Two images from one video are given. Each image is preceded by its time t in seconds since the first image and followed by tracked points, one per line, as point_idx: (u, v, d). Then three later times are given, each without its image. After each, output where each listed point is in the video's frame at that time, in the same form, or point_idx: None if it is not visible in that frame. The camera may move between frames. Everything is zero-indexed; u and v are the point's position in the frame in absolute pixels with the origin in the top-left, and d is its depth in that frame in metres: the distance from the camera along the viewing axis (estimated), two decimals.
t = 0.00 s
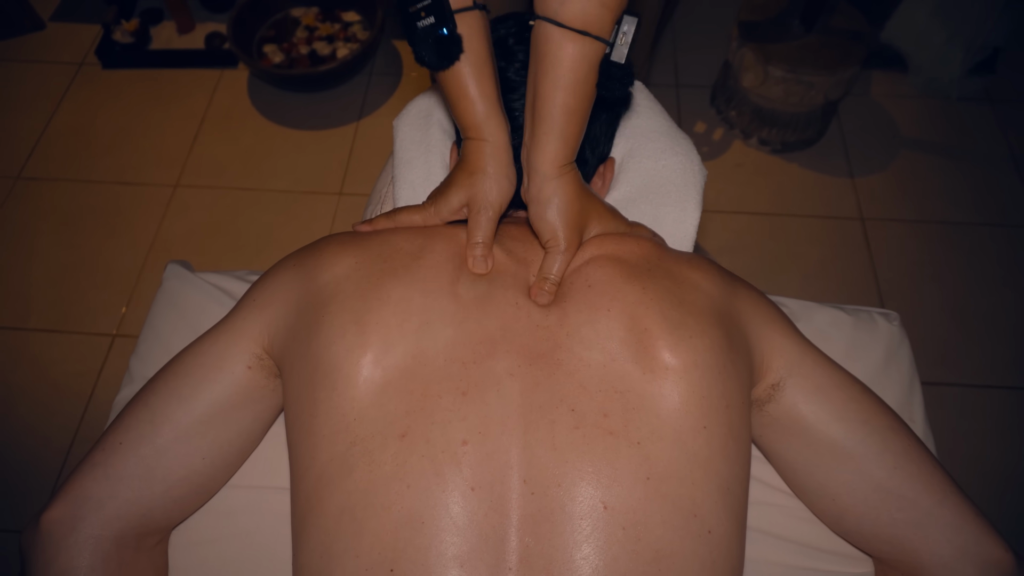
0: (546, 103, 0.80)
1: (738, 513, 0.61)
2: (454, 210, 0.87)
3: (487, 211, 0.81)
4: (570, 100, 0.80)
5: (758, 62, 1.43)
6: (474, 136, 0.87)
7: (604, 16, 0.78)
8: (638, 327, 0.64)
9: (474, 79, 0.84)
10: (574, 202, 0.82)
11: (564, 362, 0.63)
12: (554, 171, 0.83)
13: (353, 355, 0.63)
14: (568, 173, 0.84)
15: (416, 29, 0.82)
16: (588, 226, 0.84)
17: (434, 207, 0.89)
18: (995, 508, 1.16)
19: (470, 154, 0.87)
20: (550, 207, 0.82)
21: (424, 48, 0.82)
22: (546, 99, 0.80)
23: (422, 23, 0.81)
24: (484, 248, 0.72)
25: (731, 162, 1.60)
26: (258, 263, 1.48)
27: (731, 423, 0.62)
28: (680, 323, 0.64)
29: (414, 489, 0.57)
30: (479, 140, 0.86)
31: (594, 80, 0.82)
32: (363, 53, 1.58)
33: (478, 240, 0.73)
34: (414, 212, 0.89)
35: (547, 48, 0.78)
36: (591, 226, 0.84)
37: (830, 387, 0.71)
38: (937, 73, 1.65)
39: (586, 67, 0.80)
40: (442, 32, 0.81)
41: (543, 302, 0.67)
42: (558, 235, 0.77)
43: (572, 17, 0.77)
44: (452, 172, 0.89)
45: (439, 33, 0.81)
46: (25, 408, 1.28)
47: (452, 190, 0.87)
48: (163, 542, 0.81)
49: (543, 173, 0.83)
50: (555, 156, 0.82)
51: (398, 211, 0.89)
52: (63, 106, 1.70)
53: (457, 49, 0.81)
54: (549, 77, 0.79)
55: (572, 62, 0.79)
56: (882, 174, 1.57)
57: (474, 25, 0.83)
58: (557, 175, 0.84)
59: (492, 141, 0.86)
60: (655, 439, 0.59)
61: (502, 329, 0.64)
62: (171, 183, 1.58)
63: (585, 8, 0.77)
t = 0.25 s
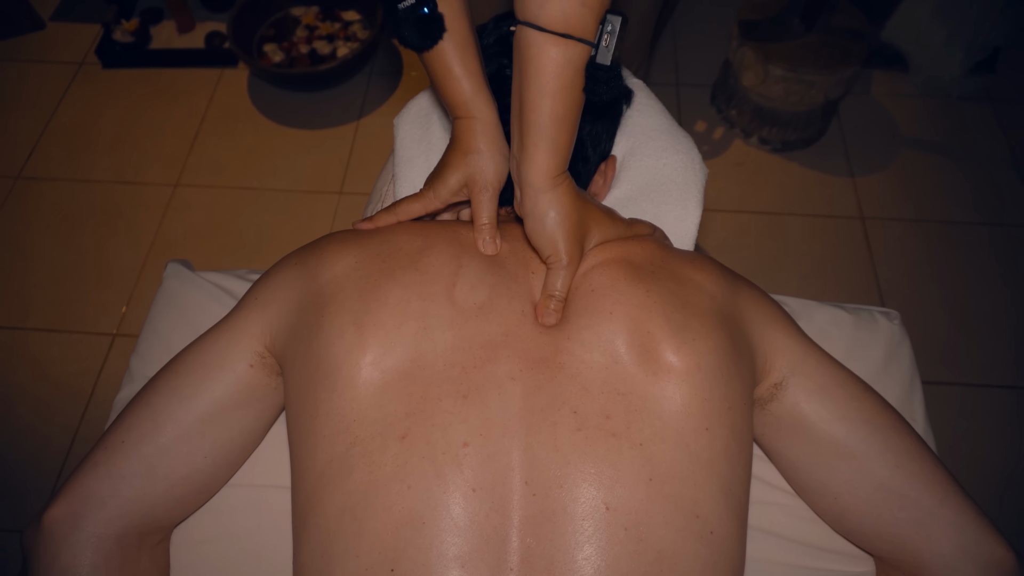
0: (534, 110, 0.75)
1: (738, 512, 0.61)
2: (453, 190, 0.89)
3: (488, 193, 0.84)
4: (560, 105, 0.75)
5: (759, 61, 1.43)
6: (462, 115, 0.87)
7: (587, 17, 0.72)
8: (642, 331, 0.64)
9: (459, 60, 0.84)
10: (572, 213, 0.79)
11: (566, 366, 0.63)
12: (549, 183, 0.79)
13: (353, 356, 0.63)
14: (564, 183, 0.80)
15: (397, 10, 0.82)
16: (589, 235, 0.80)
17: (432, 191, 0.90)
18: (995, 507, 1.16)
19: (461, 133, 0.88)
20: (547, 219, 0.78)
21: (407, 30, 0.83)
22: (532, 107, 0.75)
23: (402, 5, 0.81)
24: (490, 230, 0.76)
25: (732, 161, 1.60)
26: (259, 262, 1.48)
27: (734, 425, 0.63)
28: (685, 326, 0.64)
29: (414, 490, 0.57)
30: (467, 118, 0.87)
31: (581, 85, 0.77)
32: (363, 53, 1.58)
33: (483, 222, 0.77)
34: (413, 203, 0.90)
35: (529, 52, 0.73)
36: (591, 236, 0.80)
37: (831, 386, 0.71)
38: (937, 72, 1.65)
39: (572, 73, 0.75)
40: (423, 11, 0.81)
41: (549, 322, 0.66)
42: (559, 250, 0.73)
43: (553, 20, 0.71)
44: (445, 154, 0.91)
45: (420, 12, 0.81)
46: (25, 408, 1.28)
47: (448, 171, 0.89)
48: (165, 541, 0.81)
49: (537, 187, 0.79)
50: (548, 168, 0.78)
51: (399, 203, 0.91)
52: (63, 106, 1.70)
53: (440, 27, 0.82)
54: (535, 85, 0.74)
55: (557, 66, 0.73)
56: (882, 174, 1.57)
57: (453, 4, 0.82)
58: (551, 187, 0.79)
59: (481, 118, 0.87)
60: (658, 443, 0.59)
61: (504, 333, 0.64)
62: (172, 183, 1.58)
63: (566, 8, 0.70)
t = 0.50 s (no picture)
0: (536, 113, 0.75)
1: (740, 508, 0.61)
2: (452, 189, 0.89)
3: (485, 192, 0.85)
4: (563, 108, 0.75)
5: (760, 59, 1.43)
6: (460, 111, 0.86)
7: (591, 19, 0.72)
8: (647, 329, 0.64)
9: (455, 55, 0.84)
10: (575, 216, 0.76)
11: (569, 363, 0.63)
12: (550, 186, 0.77)
13: (354, 355, 0.63)
14: (565, 187, 0.77)
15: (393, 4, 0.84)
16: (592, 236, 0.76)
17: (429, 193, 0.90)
18: (995, 505, 1.16)
19: (455, 130, 0.87)
20: (548, 224, 0.75)
21: (400, 23, 0.84)
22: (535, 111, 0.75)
23: None
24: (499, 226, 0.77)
25: (733, 159, 1.60)
26: (260, 261, 1.48)
27: (736, 424, 0.63)
28: (687, 323, 0.64)
29: (416, 489, 0.57)
30: (463, 116, 0.86)
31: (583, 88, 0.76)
32: (364, 51, 1.57)
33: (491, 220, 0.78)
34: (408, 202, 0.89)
35: (534, 54, 0.74)
36: (592, 243, 0.75)
37: (834, 384, 0.71)
38: (938, 70, 1.65)
39: (574, 75, 0.74)
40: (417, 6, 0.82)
41: (556, 329, 0.65)
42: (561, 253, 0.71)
43: (558, 21, 0.72)
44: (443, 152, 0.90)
45: (414, 7, 0.82)
46: (25, 407, 1.28)
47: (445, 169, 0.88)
48: (166, 539, 0.81)
49: (538, 189, 0.77)
50: (549, 171, 0.76)
51: (395, 202, 0.90)
52: (64, 104, 1.70)
53: (432, 23, 0.83)
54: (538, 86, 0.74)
55: (560, 69, 0.73)
56: (883, 172, 1.57)
57: None
58: (553, 190, 0.77)
59: (477, 116, 0.86)
60: (659, 440, 0.59)
61: (506, 332, 0.65)
62: (173, 181, 1.58)
63: (568, 11, 0.71)
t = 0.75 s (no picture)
0: (561, 93, 0.82)
1: (741, 506, 0.61)
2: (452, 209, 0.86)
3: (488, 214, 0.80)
4: (586, 90, 0.83)
5: (762, 58, 1.43)
6: (474, 136, 0.86)
7: (617, 10, 0.82)
8: (640, 303, 0.65)
9: (479, 73, 0.84)
10: (583, 188, 0.84)
11: (568, 335, 0.64)
12: (564, 157, 0.84)
13: (356, 353, 0.63)
14: (579, 161, 0.84)
15: (417, 27, 0.84)
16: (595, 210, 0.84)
17: (428, 206, 0.87)
18: (995, 505, 1.16)
19: (469, 155, 0.86)
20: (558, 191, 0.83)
21: (423, 47, 0.84)
22: (561, 89, 0.82)
23: (424, 22, 0.83)
24: (494, 252, 0.73)
25: (734, 159, 1.60)
26: (260, 259, 1.47)
27: (732, 403, 0.62)
28: (681, 302, 0.65)
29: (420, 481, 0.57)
30: (477, 141, 0.86)
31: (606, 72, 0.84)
32: (366, 49, 1.57)
33: (485, 243, 0.74)
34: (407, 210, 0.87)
35: (562, 39, 0.82)
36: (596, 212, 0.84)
37: (835, 382, 0.71)
38: (940, 70, 1.65)
39: (600, 57, 0.83)
40: (443, 32, 0.82)
41: (553, 290, 0.69)
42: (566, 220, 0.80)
43: (586, 10, 0.81)
44: (450, 172, 0.89)
45: (438, 32, 0.82)
46: (25, 405, 1.28)
47: (448, 189, 0.86)
48: (165, 538, 0.80)
49: (553, 159, 0.84)
50: (566, 144, 0.83)
51: (394, 208, 0.87)
52: (65, 102, 1.70)
53: (457, 51, 0.83)
54: (565, 67, 0.82)
55: (587, 53, 0.82)
56: (885, 172, 1.57)
57: (478, 25, 0.83)
58: (567, 161, 0.84)
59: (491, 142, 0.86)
60: (656, 419, 0.59)
61: (510, 316, 0.65)
62: (174, 179, 1.58)
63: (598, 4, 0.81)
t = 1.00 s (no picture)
0: (577, 81, 0.83)
1: (738, 504, 0.61)
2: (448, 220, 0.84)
3: (484, 229, 0.77)
4: (601, 79, 0.84)
5: (763, 57, 1.43)
6: (480, 147, 0.85)
7: (636, 3, 0.83)
8: (637, 301, 0.64)
9: (492, 81, 0.82)
10: (590, 173, 0.85)
11: (567, 340, 0.63)
12: (573, 141, 0.85)
13: (354, 357, 0.62)
14: (588, 146, 0.85)
15: (432, 29, 0.83)
16: (599, 194, 0.85)
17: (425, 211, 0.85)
18: (993, 503, 1.16)
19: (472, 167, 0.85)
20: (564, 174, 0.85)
21: (435, 50, 0.83)
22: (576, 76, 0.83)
23: (438, 25, 0.82)
24: (488, 269, 0.71)
25: (734, 158, 1.60)
26: (260, 257, 1.47)
27: (730, 399, 0.62)
28: (677, 299, 0.65)
29: (416, 485, 0.57)
30: (482, 153, 0.84)
31: (621, 63, 0.85)
32: (366, 47, 1.57)
33: (480, 260, 0.72)
34: (404, 213, 0.86)
35: (583, 28, 0.83)
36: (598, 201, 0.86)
37: (832, 379, 0.71)
38: (941, 69, 1.65)
39: (616, 48, 0.84)
40: (456, 37, 0.81)
41: (547, 268, 0.71)
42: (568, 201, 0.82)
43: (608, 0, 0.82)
44: (451, 181, 0.87)
45: (452, 38, 0.81)
46: (24, 403, 1.28)
47: (446, 198, 0.84)
48: (163, 535, 0.81)
49: (562, 142, 0.85)
50: (576, 128, 0.84)
51: (389, 210, 0.86)
52: (65, 99, 1.70)
53: (468, 59, 0.81)
54: (584, 54, 0.82)
55: (607, 43, 0.83)
56: (885, 171, 1.57)
57: (496, 32, 0.81)
58: (576, 145, 0.85)
59: (498, 148, 0.84)
60: (656, 419, 0.59)
61: (507, 322, 0.65)
62: (174, 176, 1.58)
63: None
